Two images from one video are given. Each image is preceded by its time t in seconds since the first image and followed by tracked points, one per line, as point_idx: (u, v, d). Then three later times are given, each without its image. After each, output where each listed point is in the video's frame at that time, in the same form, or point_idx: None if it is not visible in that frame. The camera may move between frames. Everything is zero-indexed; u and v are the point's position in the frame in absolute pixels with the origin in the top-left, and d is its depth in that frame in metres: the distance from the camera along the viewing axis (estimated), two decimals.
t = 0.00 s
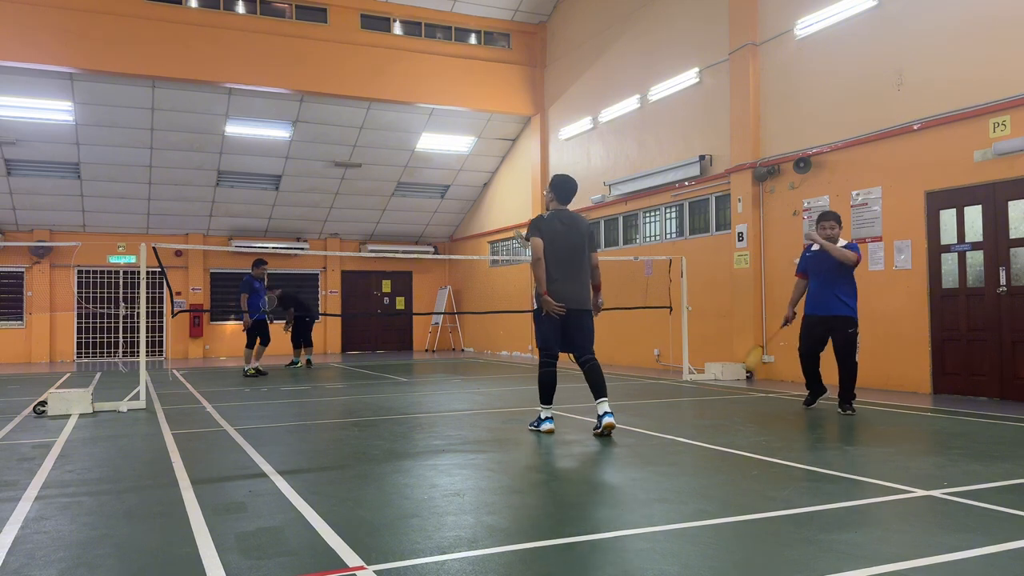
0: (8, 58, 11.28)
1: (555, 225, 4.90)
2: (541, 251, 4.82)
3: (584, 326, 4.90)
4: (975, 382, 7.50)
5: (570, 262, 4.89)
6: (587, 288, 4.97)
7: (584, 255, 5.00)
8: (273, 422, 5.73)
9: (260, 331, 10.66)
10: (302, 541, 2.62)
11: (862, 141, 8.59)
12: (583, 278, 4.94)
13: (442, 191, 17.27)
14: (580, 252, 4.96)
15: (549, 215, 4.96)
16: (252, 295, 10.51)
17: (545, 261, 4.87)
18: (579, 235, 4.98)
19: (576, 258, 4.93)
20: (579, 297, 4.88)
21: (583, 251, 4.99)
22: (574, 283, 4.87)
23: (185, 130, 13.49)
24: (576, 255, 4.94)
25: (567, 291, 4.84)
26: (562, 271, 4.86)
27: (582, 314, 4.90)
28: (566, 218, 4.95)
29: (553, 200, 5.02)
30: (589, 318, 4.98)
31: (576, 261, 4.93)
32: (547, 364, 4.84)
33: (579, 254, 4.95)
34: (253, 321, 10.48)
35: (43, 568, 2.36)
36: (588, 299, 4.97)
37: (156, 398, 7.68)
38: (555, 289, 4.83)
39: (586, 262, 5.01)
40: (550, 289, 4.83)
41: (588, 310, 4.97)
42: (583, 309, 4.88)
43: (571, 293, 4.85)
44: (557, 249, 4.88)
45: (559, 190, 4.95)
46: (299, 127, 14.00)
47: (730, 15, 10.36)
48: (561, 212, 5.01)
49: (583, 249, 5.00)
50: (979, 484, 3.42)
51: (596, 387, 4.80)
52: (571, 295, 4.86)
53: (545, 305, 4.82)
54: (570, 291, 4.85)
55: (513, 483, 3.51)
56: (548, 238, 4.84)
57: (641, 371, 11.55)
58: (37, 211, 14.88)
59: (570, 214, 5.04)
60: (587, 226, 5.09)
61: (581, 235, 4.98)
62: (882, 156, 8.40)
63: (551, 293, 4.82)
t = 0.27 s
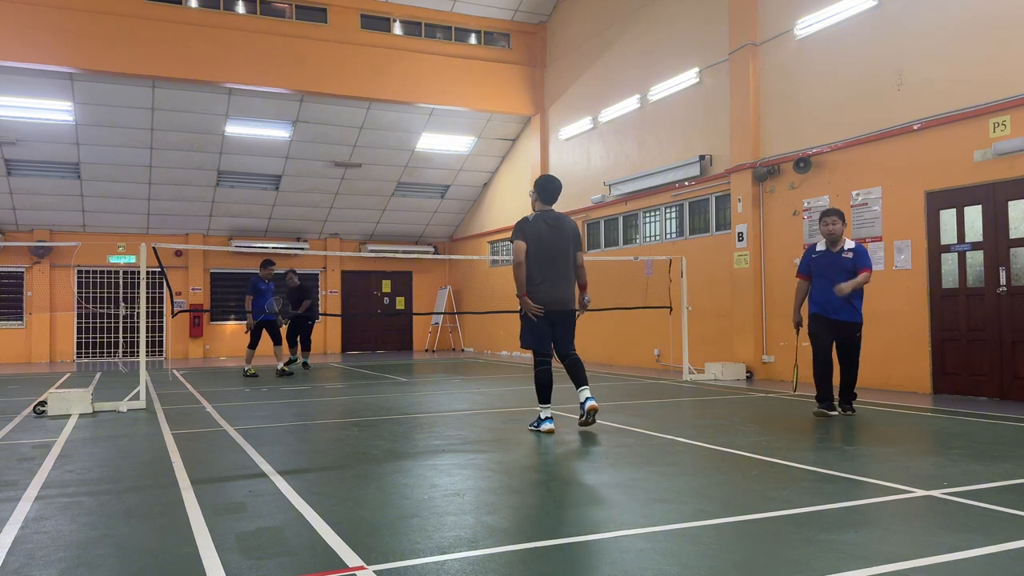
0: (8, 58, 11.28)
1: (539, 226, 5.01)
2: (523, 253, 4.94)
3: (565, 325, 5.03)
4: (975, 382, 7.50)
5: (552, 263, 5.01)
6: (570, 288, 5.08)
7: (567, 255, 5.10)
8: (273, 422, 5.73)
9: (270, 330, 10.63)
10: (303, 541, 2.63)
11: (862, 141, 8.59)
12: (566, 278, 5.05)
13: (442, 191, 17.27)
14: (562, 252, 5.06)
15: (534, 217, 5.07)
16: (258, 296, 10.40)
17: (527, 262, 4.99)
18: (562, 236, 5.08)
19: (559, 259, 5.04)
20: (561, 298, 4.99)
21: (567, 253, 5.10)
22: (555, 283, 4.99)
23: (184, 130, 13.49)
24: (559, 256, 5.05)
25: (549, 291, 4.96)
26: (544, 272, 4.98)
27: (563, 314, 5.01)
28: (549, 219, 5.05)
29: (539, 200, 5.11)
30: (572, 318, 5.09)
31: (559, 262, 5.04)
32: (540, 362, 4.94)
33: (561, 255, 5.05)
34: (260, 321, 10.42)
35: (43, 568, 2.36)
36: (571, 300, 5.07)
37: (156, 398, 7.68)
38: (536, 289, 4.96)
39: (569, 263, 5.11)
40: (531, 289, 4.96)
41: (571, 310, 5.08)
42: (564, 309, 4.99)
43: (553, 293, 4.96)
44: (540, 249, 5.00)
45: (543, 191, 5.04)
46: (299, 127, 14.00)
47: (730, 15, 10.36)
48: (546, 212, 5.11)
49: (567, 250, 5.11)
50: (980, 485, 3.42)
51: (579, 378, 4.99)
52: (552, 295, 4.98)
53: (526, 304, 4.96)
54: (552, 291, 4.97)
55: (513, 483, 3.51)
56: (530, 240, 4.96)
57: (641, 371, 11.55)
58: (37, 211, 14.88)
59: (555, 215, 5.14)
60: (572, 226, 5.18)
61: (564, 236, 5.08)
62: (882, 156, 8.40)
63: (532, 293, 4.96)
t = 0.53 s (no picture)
0: (8, 58, 11.28)
1: (533, 229, 5.07)
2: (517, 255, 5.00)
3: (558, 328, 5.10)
4: (975, 382, 7.50)
5: (546, 265, 5.06)
6: (564, 290, 5.11)
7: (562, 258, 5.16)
8: (273, 423, 5.73)
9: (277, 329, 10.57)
10: (303, 541, 2.62)
11: (862, 141, 8.59)
12: (559, 280, 5.09)
13: (442, 191, 17.27)
14: (559, 255, 5.12)
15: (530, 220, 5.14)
16: (268, 295, 10.38)
17: (521, 265, 5.06)
18: (557, 238, 5.13)
19: (553, 261, 5.09)
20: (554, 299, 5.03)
21: (561, 255, 5.14)
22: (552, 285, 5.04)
23: (184, 130, 13.48)
24: (553, 258, 5.10)
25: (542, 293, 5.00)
26: (537, 273, 5.03)
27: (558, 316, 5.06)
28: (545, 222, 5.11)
29: (533, 204, 5.18)
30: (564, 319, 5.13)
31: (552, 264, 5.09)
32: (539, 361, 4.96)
33: (557, 257, 5.11)
34: (267, 320, 10.40)
35: (43, 568, 2.36)
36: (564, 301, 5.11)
37: (156, 398, 7.67)
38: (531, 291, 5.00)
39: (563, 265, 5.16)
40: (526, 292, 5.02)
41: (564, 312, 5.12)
42: (558, 311, 5.04)
43: (546, 295, 5.01)
44: (535, 252, 5.05)
45: (538, 195, 5.12)
46: (299, 127, 14.00)
47: (730, 15, 10.36)
48: (541, 216, 5.17)
49: (561, 253, 5.15)
50: (980, 484, 3.42)
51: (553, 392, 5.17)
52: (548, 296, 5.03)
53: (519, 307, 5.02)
54: (546, 292, 5.01)
55: (513, 483, 3.51)
56: (524, 242, 5.02)
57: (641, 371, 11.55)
58: (37, 211, 14.88)
59: (550, 219, 5.20)
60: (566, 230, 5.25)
61: (560, 239, 5.14)
62: (882, 156, 8.40)
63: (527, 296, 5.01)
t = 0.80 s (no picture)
0: (8, 58, 11.28)
1: (535, 231, 5.13)
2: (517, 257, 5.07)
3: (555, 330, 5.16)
4: (975, 382, 7.49)
5: (546, 267, 5.11)
6: (562, 292, 5.18)
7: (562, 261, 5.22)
8: (273, 423, 5.73)
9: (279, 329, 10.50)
10: (303, 541, 2.62)
11: (862, 141, 8.59)
12: (558, 282, 5.16)
13: (442, 191, 17.27)
14: (558, 258, 5.18)
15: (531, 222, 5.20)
16: (269, 295, 10.25)
17: (522, 267, 5.12)
18: (558, 242, 5.19)
19: (553, 263, 5.15)
20: (552, 300, 5.09)
21: (560, 257, 5.21)
22: (550, 288, 5.10)
23: (184, 130, 13.48)
24: (553, 260, 5.16)
25: (540, 294, 5.06)
26: (537, 275, 5.09)
27: (556, 318, 5.13)
28: (547, 224, 5.17)
29: (534, 207, 5.23)
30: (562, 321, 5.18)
31: (552, 266, 5.15)
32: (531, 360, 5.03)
33: (557, 260, 5.17)
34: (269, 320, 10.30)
35: (43, 568, 2.36)
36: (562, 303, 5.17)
37: (156, 398, 7.67)
38: (530, 291, 5.06)
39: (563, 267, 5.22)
40: (524, 294, 5.07)
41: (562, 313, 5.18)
42: (555, 313, 5.10)
43: (545, 296, 5.07)
44: (535, 253, 5.11)
45: (539, 198, 5.18)
46: (299, 127, 14.00)
47: (730, 15, 10.36)
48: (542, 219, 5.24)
49: (561, 255, 5.21)
50: (980, 484, 3.43)
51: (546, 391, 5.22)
52: (547, 298, 5.09)
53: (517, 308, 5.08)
54: (545, 294, 5.07)
55: (513, 484, 3.51)
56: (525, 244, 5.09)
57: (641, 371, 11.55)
58: (37, 211, 14.88)
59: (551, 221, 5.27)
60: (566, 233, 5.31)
61: (561, 242, 5.20)
62: (882, 156, 8.40)
63: (525, 296, 5.07)
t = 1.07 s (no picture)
0: (8, 58, 11.28)
1: (538, 231, 5.15)
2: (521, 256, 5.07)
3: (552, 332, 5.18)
4: (975, 382, 7.50)
5: (548, 267, 5.14)
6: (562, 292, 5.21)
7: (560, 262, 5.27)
8: (273, 422, 5.73)
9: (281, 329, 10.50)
10: (303, 541, 2.62)
11: (862, 141, 8.59)
12: (558, 283, 5.19)
13: (442, 191, 17.27)
14: (559, 259, 5.22)
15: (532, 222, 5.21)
16: (272, 296, 10.28)
17: (525, 266, 5.12)
18: (558, 243, 5.24)
19: (555, 264, 5.18)
20: (552, 300, 5.12)
21: (561, 258, 5.24)
22: (551, 288, 5.13)
23: (184, 130, 13.48)
24: (554, 261, 5.19)
25: (542, 293, 5.08)
26: (540, 274, 5.10)
27: (555, 318, 5.16)
28: (549, 226, 5.20)
29: (533, 209, 5.27)
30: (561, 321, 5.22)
31: (554, 266, 5.18)
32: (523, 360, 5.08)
33: (558, 261, 5.20)
34: (272, 321, 10.34)
35: (43, 568, 2.36)
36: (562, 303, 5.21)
37: (156, 398, 7.68)
38: (531, 290, 5.06)
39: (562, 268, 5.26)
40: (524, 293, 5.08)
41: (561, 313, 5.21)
42: (555, 312, 5.14)
43: (547, 295, 5.09)
44: (539, 253, 5.12)
45: (540, 200, 5.21)
46: (299, 127, 14.00)
47: (730, 15, 10.36)
48: (543, 220, 5.26)
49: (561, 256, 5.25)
50: (980, 484, 3.43)
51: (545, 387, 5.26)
52: (547, 298, 5.11)
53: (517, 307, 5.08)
54: (547, 294, 5.10)
55: (514, 483, 3.51)
56: (529, 244, 5.10)
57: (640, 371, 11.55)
58: (37, 211, 14.88)
59: (551, 222, 5.30)
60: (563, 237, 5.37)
61: (561, 244, 5.25)
62: (883, 156, 8.39)
63: (526, 295, 5.07)
